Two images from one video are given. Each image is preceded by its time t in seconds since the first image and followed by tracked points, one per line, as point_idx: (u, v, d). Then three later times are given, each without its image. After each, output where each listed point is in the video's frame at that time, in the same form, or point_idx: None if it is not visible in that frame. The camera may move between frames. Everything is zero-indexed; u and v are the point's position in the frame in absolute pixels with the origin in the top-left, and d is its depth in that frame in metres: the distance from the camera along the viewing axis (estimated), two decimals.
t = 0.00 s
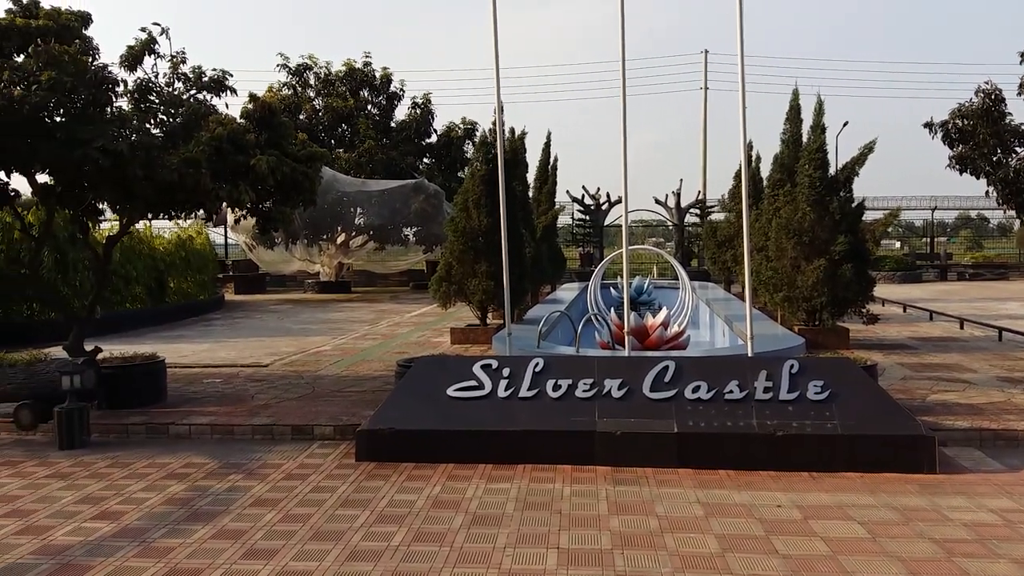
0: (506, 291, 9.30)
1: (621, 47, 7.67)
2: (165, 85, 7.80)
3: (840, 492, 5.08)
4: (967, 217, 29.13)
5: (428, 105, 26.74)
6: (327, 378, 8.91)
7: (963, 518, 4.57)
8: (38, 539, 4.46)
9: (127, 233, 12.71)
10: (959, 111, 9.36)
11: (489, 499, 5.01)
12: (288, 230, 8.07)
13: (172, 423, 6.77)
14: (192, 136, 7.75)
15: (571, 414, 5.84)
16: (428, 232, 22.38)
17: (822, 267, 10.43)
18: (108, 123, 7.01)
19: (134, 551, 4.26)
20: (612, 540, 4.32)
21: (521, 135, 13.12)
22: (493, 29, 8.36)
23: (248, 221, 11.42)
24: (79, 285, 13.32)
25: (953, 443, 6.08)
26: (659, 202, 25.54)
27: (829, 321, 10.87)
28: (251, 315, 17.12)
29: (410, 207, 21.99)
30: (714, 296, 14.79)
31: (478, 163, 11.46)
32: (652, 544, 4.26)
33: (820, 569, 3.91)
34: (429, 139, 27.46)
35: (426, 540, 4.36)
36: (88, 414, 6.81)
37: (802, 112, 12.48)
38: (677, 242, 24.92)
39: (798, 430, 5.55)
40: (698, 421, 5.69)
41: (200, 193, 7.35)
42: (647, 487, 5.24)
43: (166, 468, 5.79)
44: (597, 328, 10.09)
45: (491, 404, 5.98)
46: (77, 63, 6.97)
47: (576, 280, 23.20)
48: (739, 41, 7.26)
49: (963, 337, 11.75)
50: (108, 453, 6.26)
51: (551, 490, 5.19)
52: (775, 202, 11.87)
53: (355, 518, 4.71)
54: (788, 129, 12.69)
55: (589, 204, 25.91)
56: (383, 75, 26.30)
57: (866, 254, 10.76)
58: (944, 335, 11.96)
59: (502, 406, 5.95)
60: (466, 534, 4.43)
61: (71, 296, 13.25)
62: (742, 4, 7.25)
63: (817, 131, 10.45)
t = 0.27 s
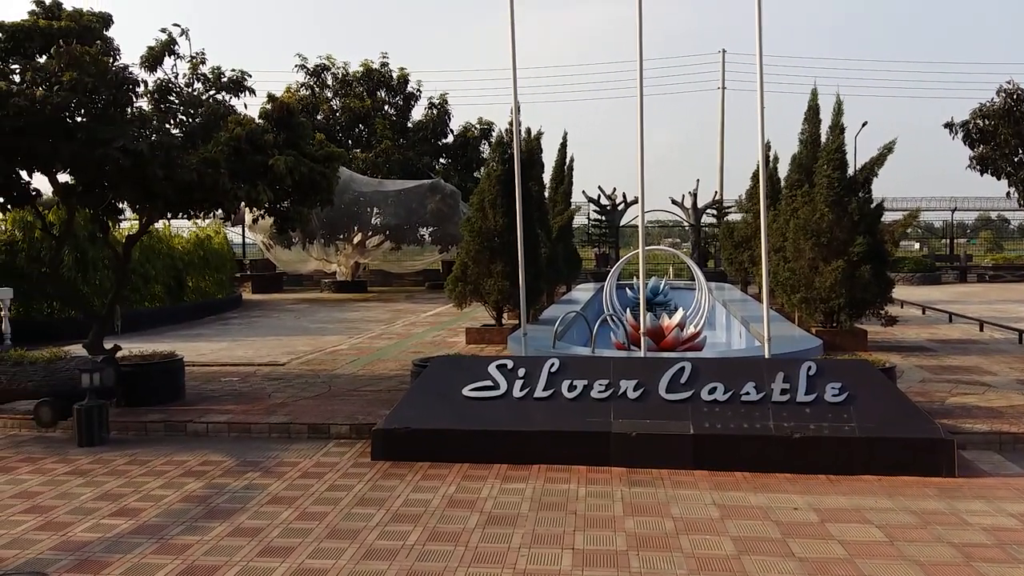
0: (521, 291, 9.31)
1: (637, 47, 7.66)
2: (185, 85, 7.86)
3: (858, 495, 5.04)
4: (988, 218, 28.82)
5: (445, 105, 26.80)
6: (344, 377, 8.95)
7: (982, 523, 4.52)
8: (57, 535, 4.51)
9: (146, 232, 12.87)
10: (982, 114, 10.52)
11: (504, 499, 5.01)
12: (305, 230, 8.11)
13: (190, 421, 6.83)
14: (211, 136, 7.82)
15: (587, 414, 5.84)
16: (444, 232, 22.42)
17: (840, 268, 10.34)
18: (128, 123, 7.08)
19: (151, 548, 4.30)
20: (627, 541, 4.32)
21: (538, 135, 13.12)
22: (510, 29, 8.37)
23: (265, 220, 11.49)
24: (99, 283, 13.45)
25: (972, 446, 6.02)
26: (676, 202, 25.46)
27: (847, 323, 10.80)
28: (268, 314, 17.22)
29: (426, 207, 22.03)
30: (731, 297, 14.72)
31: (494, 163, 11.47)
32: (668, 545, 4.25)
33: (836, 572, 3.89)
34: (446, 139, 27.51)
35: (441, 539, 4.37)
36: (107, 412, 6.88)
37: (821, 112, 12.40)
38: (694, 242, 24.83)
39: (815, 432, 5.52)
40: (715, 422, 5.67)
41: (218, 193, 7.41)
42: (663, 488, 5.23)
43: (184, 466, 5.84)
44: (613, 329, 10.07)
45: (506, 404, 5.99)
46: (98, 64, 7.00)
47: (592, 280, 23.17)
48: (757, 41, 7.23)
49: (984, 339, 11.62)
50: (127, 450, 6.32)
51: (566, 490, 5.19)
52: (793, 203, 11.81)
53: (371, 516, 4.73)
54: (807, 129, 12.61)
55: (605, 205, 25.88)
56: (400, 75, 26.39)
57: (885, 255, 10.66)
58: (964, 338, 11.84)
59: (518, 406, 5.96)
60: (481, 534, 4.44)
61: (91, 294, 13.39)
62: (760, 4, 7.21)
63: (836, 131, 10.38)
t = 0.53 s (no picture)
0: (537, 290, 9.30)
1: (654, 46, 7.64)
2: (203, 85, 7.92)
3: (876, 495, 5.00)
4: (1008, 217, 28.49)
5: (460, 104, 26.84)
6: (360, 375, 8.98)
7: (1003, 524, 4.48)
8: (79, 530, 4.55)
9: (165, 231, 12.98)
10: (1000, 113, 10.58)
11: (520, 497, 5.02)
12: (322, 228, 8.15)
13: (208, 418, 6.88)
14: (229, 136, 7.88)
15: (603, 413, 5.83)
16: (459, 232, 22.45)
17: (858, 267, 10.27)
18: (147, 123, 7.14)
19: (171, 543, 4.34)
20: (644, 540, 4.31)
21: (553, 135, 13.11)
22: (526, 28, 8.37)
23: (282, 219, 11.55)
24: (119, 282, 13.57)
25: (993, 447, 5.96)
26: (692, 201, 25.37)
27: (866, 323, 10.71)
28: (285, 312, 17.31)
29: (442, 207, 22.08)
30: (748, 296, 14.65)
31: (509, 162, 11.47)
32: (685, 545, 4.24)
33: (855, 572, 3.87)
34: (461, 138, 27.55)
35: (458, 536, 4.38)
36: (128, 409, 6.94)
37: (839, 110, 12.31)
38: (710, 241, 24.72)
39: (833, 432, 5.48)
40: (732, 422, 5.64)
41: (236, 192, 7.46)
42: (679, 487, 5.22)
43: (203, 462, 5.89)
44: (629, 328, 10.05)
45: (522, 402, 5.99)
46: (117, 64, 7.07)
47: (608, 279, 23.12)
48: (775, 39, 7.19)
49: (1005, 339, 11.49)
50: (147, 446, 6.37)
51: (582, 489, 5.19)
52: (811, 202, 11.74)
53: (388, 513, 4.75)
54: (824, 128, 12.52)
55: (620, 204, 25.83)
56: (416, 75, 26.45)
57: (904, 254, 10.57)
58: (984, 338, 11.71)
59: (534, 404, 5.96)
60: (498, 532, 4.44)
61: (111, 292, 13.51)
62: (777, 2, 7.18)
63: (854, 129, 10.30)
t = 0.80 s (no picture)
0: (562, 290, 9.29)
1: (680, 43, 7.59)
2: (232, 87, 8.00)
3: (907, 498, 4.94)
4: None
5: (485, 104, 26.87)
6: (386, 374, 9.03)
7: None
8: (110, 527, 4.63)
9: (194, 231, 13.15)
10: None
11: (546, 497, 5.02)
12: (349, 228, 8.21)
13: (237, 416, 6.96)
14: (257, 137, 7.97)
15: (628, 413, 5.81)
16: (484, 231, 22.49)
17: (888, 266, 10.13)
18: (177, 124, 7.24)
19: (200, 541, 4.39)
20: (670, 541, 4.29)
21: (578, 134, 13.09)
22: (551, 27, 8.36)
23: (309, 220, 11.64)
24: (149, 282, 13.77)
25: None
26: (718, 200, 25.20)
27: (895, 323, 10.57)
28: (312, 311, 17.45)
29: (466, 206, 22.13)
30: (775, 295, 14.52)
31: (534, 161, 11.47)
32: (712, 546, 4.22)
33: None
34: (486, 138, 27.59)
35: (483, 536, 4.39)
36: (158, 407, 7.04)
37: (868, 107, 12.15)
38: (737, 240, 24.54)
39: (862, 433, 5.41)
40: (759, 423, 5.60)
41: (264, 193, 7.55)
42: (706, 488, 5.19)
43: (231, 460, 5.95)
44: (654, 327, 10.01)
45: (548, 402, 5.99)
46: (148, 66, 7.16)
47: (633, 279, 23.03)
48: (802, 35, 7.11)
49: None
50: (177, 444, 6.46)
51: (608, 489, 5.18)
52: (840, 200, 11.61)
53: (414, 512, 4.78)
54: (854, 125, 12.37)
55: (646, 203, 25.74)
56: (441, 75, 26.52)
57: (935, 253, 10.40)
58: (1018, 338, 11.51)
59: (559, 404, 5.96)
60: (523, 532, 4.45)
61: (142, 292, 13.71)
62: None
63: (884, 127, 10.16)
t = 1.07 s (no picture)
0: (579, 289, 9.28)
1: (698, 40, 7.54)
2: (251, 87, 8.05)
3: (928, 499, 4.89)
4: None
5: (503, 103, 26.87)
6: (404, 373, 9.06)
7: None
8: (131, 524, 4.67)
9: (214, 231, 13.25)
10: None
11: (563, 497, 5.01)
12: (367, 227, 8.24)
13: (256, 414, 7.01)
14: (276, 136, 8.02)
15: (646, 413, 5.79)
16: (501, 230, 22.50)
17: (909, 265, 10.03)
18: (197, 124, 7.30)
19: (220, 538, 4.43)
20: (689, 542, 4.27)
21: (596, 132, 13.06)
22: (569, 25, 8.34)
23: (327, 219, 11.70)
24: (170, 280, 13.89)
25: None
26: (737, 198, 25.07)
27: (916, 322, 10.46)
28: (330, 310, 17.55)
29: (484, 205, 22.15)
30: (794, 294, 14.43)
31: (551, 160, 11.46)
32: (731, 547, 4.19)
33: None
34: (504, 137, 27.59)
35: (500, 535, 4.40)
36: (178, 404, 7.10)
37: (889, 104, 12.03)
38: (755, 239, 24.40)
39: (883, 434, 5.36)
40: (778, 423, 5.55)
41: (283, 192, 7.59)
42: (724, 488, 5.16)
43: (251, 458, 6.00)
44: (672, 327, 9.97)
45: (565, 401, 5.97)
46: (168, 67, 7.23)
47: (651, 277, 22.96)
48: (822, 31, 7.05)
49: None
50: (197, 442, 6.52)
51: (626, 489, 5.16)
52: (860, 198, 11.51)
53: (431, 511, 4.79)
54: (874, 122, 12.25)
55: (663, 201, 25.66)
56: (458, 74, 26.56)
57: (957, 251, 10.28)
58: None
59: (576, 403, 5.94)
60: (541, 531, 4.45)
61: (162, 291, 13.83)
62: None
63: (904, 124, 10.05)
